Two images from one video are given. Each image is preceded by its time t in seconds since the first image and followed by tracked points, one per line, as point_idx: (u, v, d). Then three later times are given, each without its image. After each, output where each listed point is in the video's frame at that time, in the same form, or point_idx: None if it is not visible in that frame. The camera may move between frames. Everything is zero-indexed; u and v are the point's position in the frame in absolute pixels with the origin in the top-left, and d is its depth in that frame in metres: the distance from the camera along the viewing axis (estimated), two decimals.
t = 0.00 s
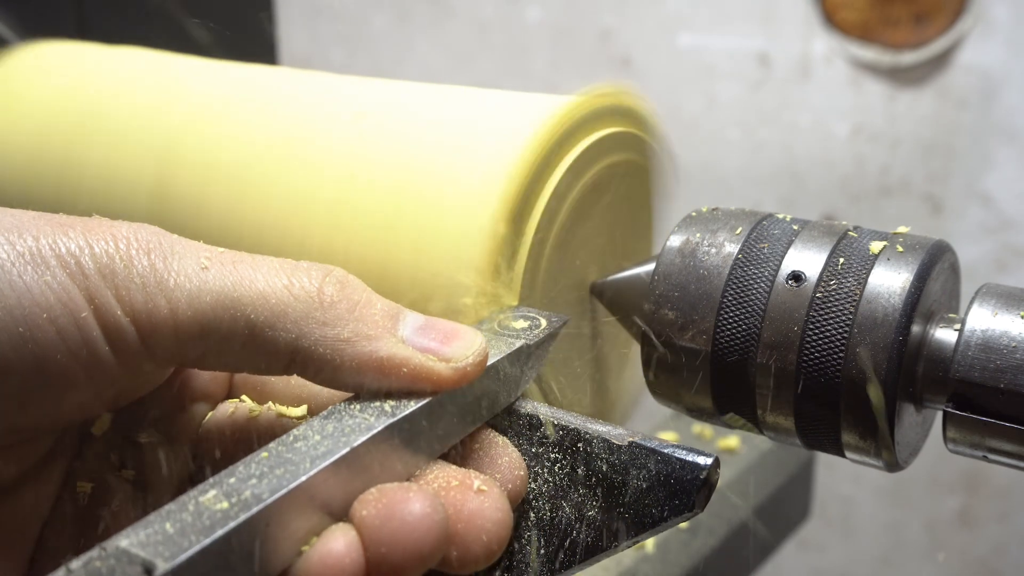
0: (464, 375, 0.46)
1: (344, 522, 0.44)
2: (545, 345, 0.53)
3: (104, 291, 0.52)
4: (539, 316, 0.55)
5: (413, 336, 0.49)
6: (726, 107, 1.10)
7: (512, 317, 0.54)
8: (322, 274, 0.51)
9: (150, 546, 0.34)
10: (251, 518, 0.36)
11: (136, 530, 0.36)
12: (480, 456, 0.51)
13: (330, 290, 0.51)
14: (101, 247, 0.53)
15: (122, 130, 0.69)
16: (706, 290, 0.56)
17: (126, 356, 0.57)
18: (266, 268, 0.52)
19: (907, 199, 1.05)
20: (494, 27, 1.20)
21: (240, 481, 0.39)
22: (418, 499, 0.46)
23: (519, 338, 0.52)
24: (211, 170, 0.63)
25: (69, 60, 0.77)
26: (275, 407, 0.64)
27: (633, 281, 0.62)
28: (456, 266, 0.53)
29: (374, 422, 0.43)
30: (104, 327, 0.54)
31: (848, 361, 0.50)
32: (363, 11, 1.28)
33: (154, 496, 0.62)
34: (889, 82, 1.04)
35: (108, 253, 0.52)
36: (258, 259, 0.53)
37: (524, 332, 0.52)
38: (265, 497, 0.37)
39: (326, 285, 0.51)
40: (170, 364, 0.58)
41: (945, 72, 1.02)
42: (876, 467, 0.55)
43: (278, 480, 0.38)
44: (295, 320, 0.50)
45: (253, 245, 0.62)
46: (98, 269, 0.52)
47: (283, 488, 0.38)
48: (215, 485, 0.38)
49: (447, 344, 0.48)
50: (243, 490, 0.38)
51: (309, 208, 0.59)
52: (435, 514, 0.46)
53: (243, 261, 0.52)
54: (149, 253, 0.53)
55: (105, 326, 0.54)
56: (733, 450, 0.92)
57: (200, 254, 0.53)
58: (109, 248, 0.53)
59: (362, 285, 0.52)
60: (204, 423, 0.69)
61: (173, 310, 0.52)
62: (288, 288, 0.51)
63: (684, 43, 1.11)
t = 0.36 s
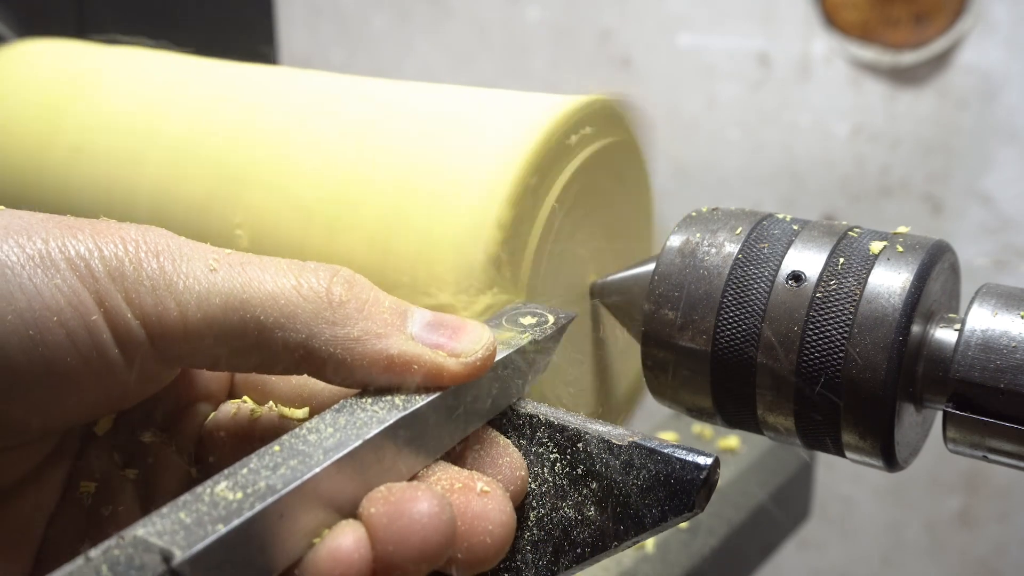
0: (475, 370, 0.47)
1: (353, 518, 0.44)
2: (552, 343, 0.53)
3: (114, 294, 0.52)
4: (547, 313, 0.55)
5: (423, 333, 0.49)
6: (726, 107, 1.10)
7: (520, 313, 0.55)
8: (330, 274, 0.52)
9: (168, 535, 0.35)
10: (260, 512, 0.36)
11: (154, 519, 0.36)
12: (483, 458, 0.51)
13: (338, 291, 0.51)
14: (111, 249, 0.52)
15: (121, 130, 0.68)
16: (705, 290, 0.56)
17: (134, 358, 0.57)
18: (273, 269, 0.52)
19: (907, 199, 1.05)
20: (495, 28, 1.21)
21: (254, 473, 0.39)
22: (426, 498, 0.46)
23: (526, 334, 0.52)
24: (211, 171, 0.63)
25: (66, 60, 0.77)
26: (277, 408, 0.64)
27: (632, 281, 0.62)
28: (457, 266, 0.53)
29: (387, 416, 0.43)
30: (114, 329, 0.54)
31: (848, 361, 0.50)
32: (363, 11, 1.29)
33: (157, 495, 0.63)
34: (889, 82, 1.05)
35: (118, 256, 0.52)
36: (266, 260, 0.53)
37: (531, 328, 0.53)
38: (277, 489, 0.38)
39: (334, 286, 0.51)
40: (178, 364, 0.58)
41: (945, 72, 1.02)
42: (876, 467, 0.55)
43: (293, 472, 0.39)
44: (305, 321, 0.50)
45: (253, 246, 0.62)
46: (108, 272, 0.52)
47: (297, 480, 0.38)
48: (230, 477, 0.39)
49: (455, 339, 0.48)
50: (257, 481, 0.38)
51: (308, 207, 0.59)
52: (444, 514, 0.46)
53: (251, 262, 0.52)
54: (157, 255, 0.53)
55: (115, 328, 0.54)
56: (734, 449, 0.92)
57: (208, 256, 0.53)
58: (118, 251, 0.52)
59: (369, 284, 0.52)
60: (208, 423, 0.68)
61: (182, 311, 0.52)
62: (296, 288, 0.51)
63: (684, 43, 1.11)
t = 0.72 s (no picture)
0: (483, 364, 0.47)
1: (359, 517, 0.43)
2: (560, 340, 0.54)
3: (124, 297, 0.52)
4: (555, 309, 0.56)
5: (431, 328, 0.49)
6: (728, 107, 1.11)
7: (527, 310, 0.56)
8: (337, 273, 0.51)
9: (184, 527, 0.35)
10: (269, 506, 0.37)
11: (166, 510, 0.36)
12: (483, 458, 0.51)
13: (347, 290, 0.51)
14: (120, 252, 0.52)
15: (121, 130, 0.68)
16: (706, 290, 0.56)
17: (144, 360, 0.57)
18: (282, 269, 0.51)
19: (908, 198, 1.06)
20: (494, 28, 1.21)
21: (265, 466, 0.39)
22: (431, 497, 0.45)
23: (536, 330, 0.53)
24: (210, 170, 0.63)
25: (66, 61, 0.77)
26: (275, 407, 0.65)
27: (633, 281, 0.62)
28: (456, 265, 0.53)
29: (397, 410, 0.44)
30: (124, 333, 0.54)
31: (848, 361, 0.50)
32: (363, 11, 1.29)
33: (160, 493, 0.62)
34: (888, 80, 1.04)
35: (127, 258, 0.52)
36: (274, 261, 0.52)
37: (539, 325, 0.54)
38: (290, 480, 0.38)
39: (342, 285, 0.51)
40: (186, 366, 0.58)
41: (945, 72, 1.01)
42: (876, 467, 0.55)
43: (302, 465, 0.39)
44: (315, 320, 0.50)
45: (252, 246, 0.62)
46: (118, 275, 0.52)
47: (309, 471, 0.39)
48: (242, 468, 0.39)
49: (463, 334, 0.48)
50: (269, 474, 0.38)
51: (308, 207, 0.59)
52: (447, 514, 0.46)
53: (259, 262, 0.52)
54: (166, 258, 0.52)
55: (125, 331, 0.54)
56: (733, 449, 0.92)
57: (216, 258, 0.53)
58: (127, 254, 0.52)
59: (376, 283, 0.52)
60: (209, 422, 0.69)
61: (192, 314, 0.52)
62: (305, 288, 0.50)
63: (683, 43, 1.11)
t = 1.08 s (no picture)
0: (490, 358, 0.48)
1: (358, 517, 0.43)
2: (567, 335, 0.55)
3: (132, 300, 0.53)
4: (561, 305, 0.57)
5: (437, 324, 0.50)
6: (728, 106, 1.11)
7: (534, 306, 0.57)
8: (342, 275, 0.52)
9: (200, 514, 0.36)
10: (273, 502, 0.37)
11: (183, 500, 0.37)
12: (483, 457, 0.51)
13: (352, 291, 0.51)
14: (128, 255, 0.53)
15: (120, 130, 0.69)
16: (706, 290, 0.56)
17: (151, 363, 0.57)
18: (288, 273, 0.52)
19: (908, 198, 1.06)
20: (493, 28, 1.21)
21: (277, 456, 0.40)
22: (432, 497, 0.45)
23: (543, 325, 0.53)
24: (210, 170, 0.63)
25: (65, 61, 0.77)
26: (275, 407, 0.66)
27: (633, 280, 0.62)
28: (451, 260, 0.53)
29: (408, 404, 0.44)
30: (132, 335, 0.54)
31: (848, 361, 0.50)
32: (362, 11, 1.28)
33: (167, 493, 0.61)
34: (889, 81, 1.04)
35: (135, 261, 0.52)
36: (280, 264, 0.53)
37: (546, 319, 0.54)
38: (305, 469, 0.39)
39: (347, 287, 0.51)
40: (192, 369, 0.59)
41: (945, 72, 1.01)
42: (876, 467, 0.55)
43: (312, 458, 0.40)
44: (321, 323, 0.51)
45: (253, 246, 0.62)
46: (126, 278, 0.52)
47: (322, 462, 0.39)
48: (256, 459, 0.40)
49: (470, 329, 0.49)
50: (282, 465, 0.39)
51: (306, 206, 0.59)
52: (447, 514, 0.46)
53: (265, 266, 0.52)
54: (173, 261, 0.53)
55: (132, 334, 0.54)
56: (733, 449, 0.92)
57: (223, 261, 0.53)
58: (136, 256, 0.52)
59: (381, 283, 0.53)
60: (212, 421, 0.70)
61: (200, 317, 0.52)
62: (311, 291, 0.51)
63: (683, 43, 1.11)
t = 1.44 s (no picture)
0: (490, 359, 0.48)
1: (357, 523, 0.44)
2: (569, 333, 0.55)
3: (133, 297, 0.52)
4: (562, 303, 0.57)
5: (438, 325, 0.49)
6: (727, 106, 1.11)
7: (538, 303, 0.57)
8: (343, 275, 0.51)
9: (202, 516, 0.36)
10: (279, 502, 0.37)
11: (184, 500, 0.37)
12: (484, 459, 0.50)
13: (353, 292, 0.51)
14: (129, 252, 0.52)
15: (121, 131, 0.69)
16: (706, 290, 0.56)
17: (152, 362, 0.57)
18: (289, 272, 0.51)
19: (908, 199, 1.06)
20: (494, 27, 1.21)
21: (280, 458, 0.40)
22: (429, 502, 0.45)
23: (545, 325, 0.53)
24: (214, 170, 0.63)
25: (64, 62, 0.77)
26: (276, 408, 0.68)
27: (633, 280, 0.62)
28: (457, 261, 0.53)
29: (411, 404, 0.44)
30: (133, 332, 0.54)
31: (848, 361, 0.50)
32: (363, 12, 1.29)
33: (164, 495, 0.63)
34: (889, 81, 1.04)
35: (136, 258, 0.52)
36: (281, 263, 0.52)
37: (548, 318, 0.54)
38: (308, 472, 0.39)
39: (348, 287, 0.50)
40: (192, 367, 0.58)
41: (945, 72, 1.01)
42: (876, 467, 0.55)
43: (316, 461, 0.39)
44: (323, 323, 0.50)
45: (257, 245, 0.61)
46: (127, 275, 0.52)
47: (325, 465, 0.39)
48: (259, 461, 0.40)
49: (470, 329, 0.48)
50: (285, 468, 0.39)
51: (310, 207, 0.59)
52: (447, 518, 0.46)
53: (267, 265, 0.52)
54: (175, 258, 0.52)
55: (133, 331, 0.54)
56: (733, 449, 0.93)
57: (225, 259, 0.53)
58: (137, 254, 0.52)
59: (382, 283, 0.52)
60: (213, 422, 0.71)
61: (201, 315, 0.52)
62: (312, 291, 0.50)
63: (683, 43, 1.11)
